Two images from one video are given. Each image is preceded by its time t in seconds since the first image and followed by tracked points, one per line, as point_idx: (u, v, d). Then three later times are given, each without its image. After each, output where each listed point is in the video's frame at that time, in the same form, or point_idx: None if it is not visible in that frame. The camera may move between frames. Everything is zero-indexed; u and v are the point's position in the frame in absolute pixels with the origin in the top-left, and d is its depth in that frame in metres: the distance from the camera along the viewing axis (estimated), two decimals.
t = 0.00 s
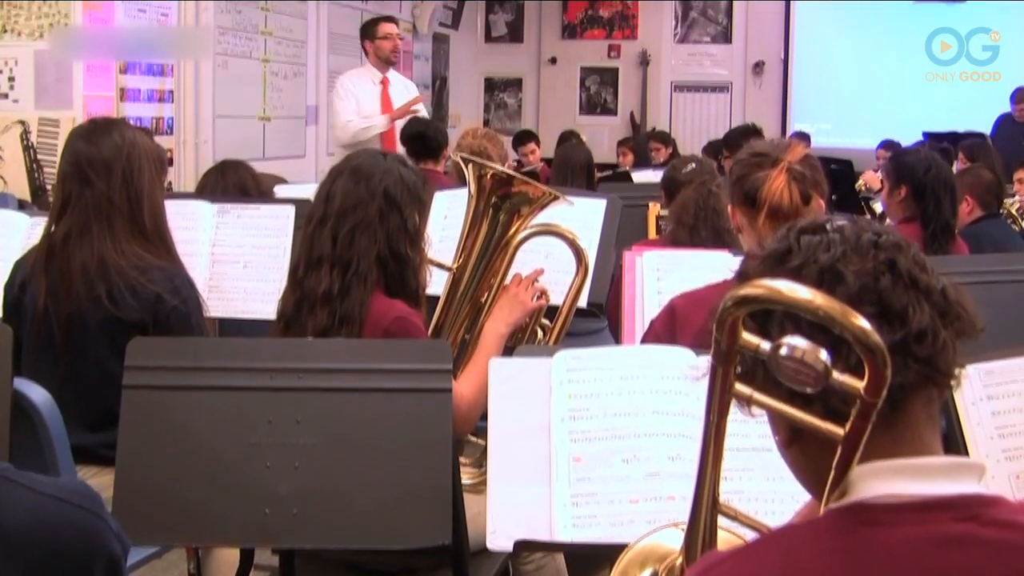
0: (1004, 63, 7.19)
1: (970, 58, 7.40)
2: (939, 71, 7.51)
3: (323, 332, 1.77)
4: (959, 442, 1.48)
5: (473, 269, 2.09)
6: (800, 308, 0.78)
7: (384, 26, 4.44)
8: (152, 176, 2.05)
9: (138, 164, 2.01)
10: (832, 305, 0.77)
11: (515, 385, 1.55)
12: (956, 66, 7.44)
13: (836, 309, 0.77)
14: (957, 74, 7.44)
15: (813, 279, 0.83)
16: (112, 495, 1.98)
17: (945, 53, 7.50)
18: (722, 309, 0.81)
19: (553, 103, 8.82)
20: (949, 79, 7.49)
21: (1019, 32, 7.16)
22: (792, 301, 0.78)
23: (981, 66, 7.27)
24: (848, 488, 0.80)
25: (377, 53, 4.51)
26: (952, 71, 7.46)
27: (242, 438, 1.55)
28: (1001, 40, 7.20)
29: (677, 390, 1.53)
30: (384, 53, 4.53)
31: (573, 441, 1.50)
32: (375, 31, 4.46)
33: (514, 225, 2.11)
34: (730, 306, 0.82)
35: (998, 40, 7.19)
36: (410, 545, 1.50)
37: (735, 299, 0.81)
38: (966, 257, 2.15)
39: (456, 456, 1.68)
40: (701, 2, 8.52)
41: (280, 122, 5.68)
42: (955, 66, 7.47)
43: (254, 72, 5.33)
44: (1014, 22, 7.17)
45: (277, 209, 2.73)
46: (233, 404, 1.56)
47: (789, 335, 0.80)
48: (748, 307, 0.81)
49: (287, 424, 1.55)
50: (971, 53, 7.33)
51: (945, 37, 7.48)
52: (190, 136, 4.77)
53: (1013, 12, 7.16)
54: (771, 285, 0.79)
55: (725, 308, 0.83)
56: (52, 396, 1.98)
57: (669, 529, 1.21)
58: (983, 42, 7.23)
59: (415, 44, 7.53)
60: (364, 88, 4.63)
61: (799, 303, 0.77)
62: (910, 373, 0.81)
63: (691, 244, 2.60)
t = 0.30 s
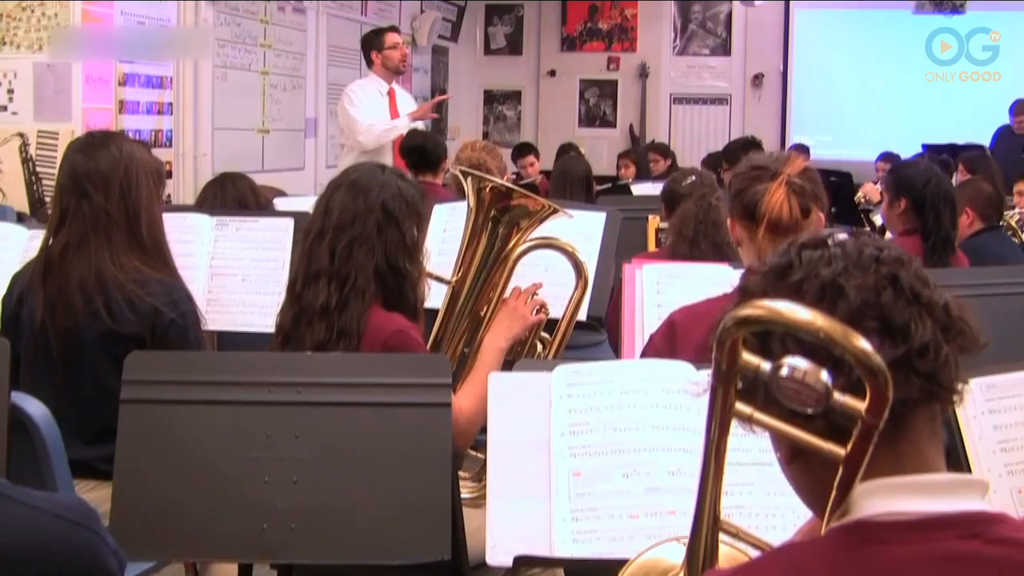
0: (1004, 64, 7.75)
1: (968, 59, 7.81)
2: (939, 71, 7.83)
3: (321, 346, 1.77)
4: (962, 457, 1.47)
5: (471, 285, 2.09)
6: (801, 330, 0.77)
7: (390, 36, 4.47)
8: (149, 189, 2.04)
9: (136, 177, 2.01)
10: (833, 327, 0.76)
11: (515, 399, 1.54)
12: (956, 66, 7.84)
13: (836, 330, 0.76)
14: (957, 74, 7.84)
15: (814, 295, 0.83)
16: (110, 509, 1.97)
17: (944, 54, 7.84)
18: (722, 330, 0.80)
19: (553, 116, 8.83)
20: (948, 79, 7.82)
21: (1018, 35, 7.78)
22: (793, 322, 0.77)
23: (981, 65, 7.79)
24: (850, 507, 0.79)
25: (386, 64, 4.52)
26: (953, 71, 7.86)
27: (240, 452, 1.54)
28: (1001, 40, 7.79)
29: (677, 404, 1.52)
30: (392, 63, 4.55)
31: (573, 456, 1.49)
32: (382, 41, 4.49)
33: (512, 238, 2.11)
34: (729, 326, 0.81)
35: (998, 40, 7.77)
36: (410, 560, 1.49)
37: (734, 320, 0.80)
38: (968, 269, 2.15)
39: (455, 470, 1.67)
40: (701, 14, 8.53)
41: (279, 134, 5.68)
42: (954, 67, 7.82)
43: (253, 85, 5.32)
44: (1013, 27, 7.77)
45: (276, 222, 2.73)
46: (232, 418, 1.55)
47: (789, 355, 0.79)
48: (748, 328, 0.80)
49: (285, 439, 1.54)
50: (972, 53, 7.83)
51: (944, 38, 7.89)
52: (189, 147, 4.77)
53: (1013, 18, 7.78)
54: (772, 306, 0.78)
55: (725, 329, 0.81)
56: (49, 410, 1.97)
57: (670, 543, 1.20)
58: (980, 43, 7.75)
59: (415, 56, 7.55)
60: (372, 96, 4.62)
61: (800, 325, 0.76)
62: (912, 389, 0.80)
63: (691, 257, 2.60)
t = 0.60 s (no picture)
0: (1004, 63, 7.86)
1: (970, 57, 7.95)
2: (940, 71, 7.99)
3: (321, 353, 1.76)
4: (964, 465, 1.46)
5: (467, 291, 2.07)
6: (804, 342, 0.76)
7: (387, 40, 4.51)
8: (148, 196, 2.04)
9: (134, 184, 2.01)
10: (837, 339, 0.75)
11: (515, 408, 1.53)
12: (956, 66, 7.97)
13: (840, 342, 0.75)
14: (957, 74, 7.96)
15: (817, 305, 0.82)
16: (106, 517, 1.95)
17: (946, 53, 7.97)
18: (723, 342, 0.79)
19: (552, 122, 8.83)
20: (950, 78, 8.00)
21: (1018, 36, 7.85)
22: (795, 335, 0.76)
23: (981, 65, 7.90)
24: (853, 519, 0.79)
25: (386, 69, 4.54)
26: (953, 71, 7.97)
27: (238, 460, 1.53)
28: (1001, 41, 7.86)
29: (677, 411, 1.52)
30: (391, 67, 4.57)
31: (573, 464, 1.49)
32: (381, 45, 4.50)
33: (510, 241, 2.10)
34: (731, 339, 0.80)
35: (998, 40, 7.84)
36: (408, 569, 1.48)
37: (736, 332, 0.79)
38: (969, 275, 2.14)
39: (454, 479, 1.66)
40: (700, 20, 8.51)
41: (278, 140, 5.68)
42: (956, 66, 7.97)
43: (253, 91, 5.32)
44: (1013, 31, 7.83)
45: (275, 229, 2.73)
46: (230, 425, 1.55)
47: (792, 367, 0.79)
48: (750, 340, 0.79)
49: (284, 447, 1.53)
50: (972, 53, 7.93)
51: (945, 38, 7.97)
52: (188, 153, 4.77)
53: (1013, 21, 7.82)
54: (774, 317, 0.77)
55: (727, 341, 0.80)
56: (47, 418, 1.96)
57: (672, 551, 1.18)
58: (983, 41, 7.88)
59: (415, 62, 7.55)
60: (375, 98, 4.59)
61: (803, 337, 0.76)
62: (916, 400, 0.79)
63: (691, 263, 2.59)
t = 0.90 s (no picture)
0: (1004, 63, 7.85)
1: (970, 58, 7.94)
2: (939, 71, 7.98)
3: (322, 355, 1.75)
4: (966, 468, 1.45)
5: (468, 291, 2.07)
6: (810, 347, 0.75)
7: (382, 39, 4.48)
8: (147, 197, 2.03)
9: (133, 185, 2.00)
10: (843, 344, 0.75)
11: (516, 410, 1.53)
12: (956, 66, 7.97)
13: (847, 347, 0.74)
14: (957, 74, 7.96)
15: (822, 308, 0.81)
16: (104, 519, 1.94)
17: (946, 53, 7.96)
18: (729, 347, 0.78)
19: (552, 121, 8.82)
20: (949, 78, 7.98)
21: (1018, 36, 7.84)
22: (802, 339, 0.75)
23: (981, 65, 7.90)
24: (859, 525, 0.78)
25: (382, 67, 4.53)
26: (953, 71, 7.97)
27: (237, 462, 1.52)
28: (1001, 40, 7.85)
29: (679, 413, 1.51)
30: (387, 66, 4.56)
31: (574, 467, 1.48)
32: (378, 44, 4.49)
33: (510, 241, 2.09)
34: (736, 343, 0.79)
35: (998, 40, 7.83)
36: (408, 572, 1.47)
37: (742, 337, 0.78)
38: (971, 275, 2.13)
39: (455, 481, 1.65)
40: (701, 20, 8.49)
41: (278, 140, 5.67)
42: (955, 66, 7.97)
43: (253, 90, 5.32)
44: (1013, 31, 7.82)
45: (276, 229, 2.71)
46: (230, 427, 1.54)
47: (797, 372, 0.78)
48: (756, 345, 0.78)
49: (283, 449, 1.53)
50: (972, 53, 7.92)
51: (945, 38, 7.96)
52: (188, 153, 4.76)
53: (1014, 20, 7.81)
54: (780, 322, 0.76)
55: (732, 345, 0.79)
56: (45, 419, 1.95)
57: (671, 554, 1.18)
58: (983, 42, 7.87)
59: (415, 62, 7.54)
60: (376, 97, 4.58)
61: (810, 342, 0.75)
62: (922, 404, 0.78)
63: (693, 264, 2.59)
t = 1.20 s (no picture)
0: (1004, 63, 7.84)
1: (970, 57, 7.92)
2: (939, 71, 7.98)
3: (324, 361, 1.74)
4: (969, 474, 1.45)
5: (473, 296, 2.07)
6: (815, 355, 0.74)
7: (380, 40, 4.51)
8: (146, 200, 2.03)
9: (132, 187, 1.99)
10: (849, 352, 0.74)
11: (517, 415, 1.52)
12: (956, 66, 7.95)
13: (852, 355, 0.73)
14: (957, 74, 7.94)
15: (826, 315, 0.81)
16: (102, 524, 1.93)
17: (946, 53, 7.96)
18: (732, 355, 0.77)
19: (552, 124, 8.81)
20: (949, 78, 7.98)
21: (1018, 36, 7.83)
22: (806, 347, 0.74)
23: (981, 65, 7.89)
24: (864, 534, 0.78)
25: (379, 70, 4.53)
26: (953, 71, 7.96)
27: (237, 468, 1.52)
28: (1001, 41, 7.84)
29: (681, 419, 1.51)
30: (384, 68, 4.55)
31: (575, 473, 1.47)
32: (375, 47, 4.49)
33: (514, 248, 2.09)
34: (739, 351, 0.78)
35: (998, 40, 7.82)
36: None
37: (745, 345, 0.77)
38: (972, 279, 2.13)
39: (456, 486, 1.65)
40: (701, 22, 8.48)
41: (279, 143, 5.66)
42: (955, 66, 7.95)
43: (253, 93, 5.31)
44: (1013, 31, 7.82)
45: (275, 233, 2.70)
46: (229, 432, 1.53)
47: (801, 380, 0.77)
48: (760, 353, 0.77)
49: (283, 454, 1.52)
50: (972, 53, 7.91)
51: (945, 38, 7.96)
52: (188, 156, 4.75)
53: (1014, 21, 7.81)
54: (784, 330, 0.75)
55: (735, 353, 0.78)
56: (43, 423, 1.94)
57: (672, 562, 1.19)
58: (983, 41, 7.87)
59: (415, 65, 7.53)
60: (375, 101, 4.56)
61: (814, 350, 0.74)
62: (928, 411, 0.78)
63: (695, 269, 2.58)
